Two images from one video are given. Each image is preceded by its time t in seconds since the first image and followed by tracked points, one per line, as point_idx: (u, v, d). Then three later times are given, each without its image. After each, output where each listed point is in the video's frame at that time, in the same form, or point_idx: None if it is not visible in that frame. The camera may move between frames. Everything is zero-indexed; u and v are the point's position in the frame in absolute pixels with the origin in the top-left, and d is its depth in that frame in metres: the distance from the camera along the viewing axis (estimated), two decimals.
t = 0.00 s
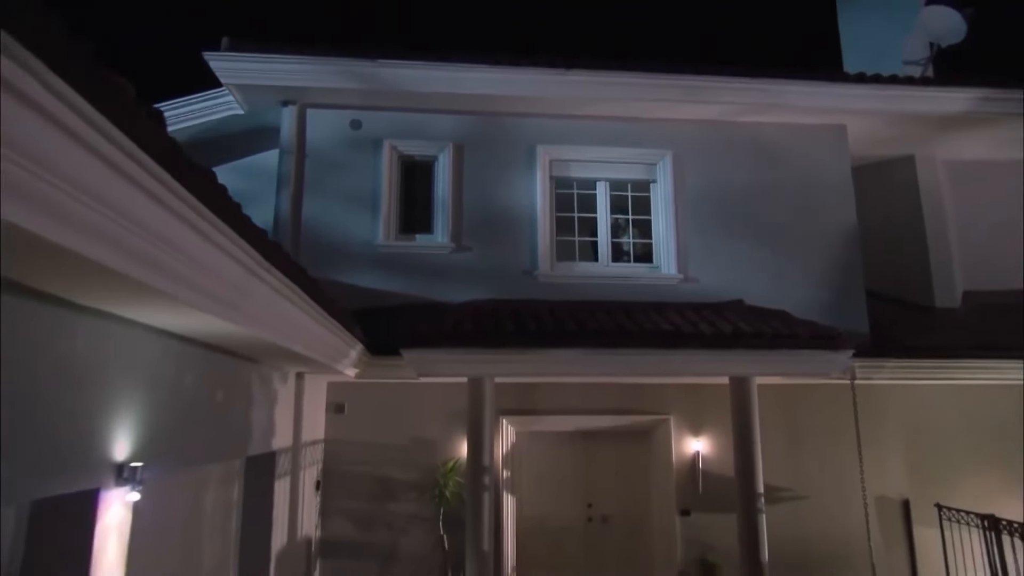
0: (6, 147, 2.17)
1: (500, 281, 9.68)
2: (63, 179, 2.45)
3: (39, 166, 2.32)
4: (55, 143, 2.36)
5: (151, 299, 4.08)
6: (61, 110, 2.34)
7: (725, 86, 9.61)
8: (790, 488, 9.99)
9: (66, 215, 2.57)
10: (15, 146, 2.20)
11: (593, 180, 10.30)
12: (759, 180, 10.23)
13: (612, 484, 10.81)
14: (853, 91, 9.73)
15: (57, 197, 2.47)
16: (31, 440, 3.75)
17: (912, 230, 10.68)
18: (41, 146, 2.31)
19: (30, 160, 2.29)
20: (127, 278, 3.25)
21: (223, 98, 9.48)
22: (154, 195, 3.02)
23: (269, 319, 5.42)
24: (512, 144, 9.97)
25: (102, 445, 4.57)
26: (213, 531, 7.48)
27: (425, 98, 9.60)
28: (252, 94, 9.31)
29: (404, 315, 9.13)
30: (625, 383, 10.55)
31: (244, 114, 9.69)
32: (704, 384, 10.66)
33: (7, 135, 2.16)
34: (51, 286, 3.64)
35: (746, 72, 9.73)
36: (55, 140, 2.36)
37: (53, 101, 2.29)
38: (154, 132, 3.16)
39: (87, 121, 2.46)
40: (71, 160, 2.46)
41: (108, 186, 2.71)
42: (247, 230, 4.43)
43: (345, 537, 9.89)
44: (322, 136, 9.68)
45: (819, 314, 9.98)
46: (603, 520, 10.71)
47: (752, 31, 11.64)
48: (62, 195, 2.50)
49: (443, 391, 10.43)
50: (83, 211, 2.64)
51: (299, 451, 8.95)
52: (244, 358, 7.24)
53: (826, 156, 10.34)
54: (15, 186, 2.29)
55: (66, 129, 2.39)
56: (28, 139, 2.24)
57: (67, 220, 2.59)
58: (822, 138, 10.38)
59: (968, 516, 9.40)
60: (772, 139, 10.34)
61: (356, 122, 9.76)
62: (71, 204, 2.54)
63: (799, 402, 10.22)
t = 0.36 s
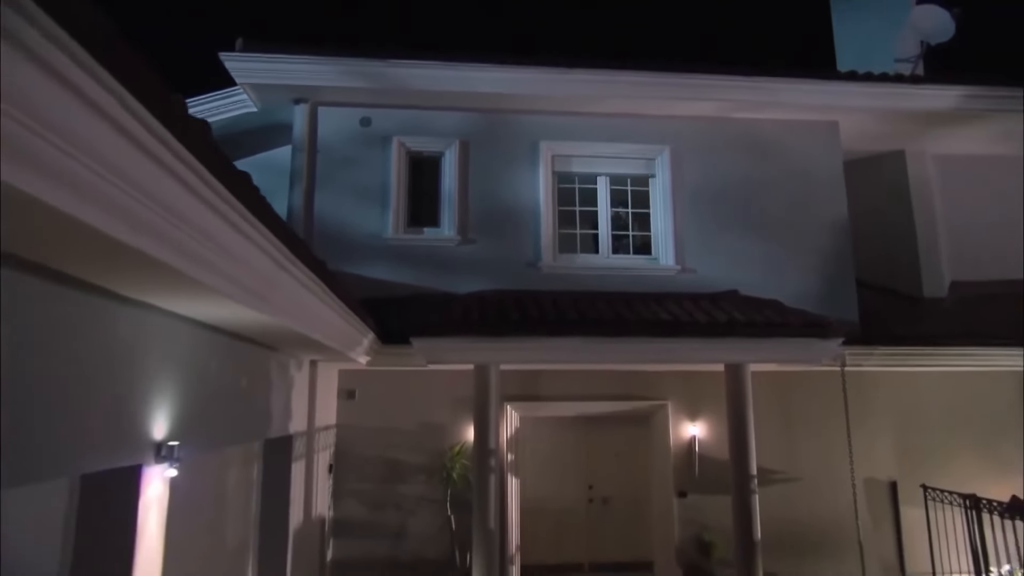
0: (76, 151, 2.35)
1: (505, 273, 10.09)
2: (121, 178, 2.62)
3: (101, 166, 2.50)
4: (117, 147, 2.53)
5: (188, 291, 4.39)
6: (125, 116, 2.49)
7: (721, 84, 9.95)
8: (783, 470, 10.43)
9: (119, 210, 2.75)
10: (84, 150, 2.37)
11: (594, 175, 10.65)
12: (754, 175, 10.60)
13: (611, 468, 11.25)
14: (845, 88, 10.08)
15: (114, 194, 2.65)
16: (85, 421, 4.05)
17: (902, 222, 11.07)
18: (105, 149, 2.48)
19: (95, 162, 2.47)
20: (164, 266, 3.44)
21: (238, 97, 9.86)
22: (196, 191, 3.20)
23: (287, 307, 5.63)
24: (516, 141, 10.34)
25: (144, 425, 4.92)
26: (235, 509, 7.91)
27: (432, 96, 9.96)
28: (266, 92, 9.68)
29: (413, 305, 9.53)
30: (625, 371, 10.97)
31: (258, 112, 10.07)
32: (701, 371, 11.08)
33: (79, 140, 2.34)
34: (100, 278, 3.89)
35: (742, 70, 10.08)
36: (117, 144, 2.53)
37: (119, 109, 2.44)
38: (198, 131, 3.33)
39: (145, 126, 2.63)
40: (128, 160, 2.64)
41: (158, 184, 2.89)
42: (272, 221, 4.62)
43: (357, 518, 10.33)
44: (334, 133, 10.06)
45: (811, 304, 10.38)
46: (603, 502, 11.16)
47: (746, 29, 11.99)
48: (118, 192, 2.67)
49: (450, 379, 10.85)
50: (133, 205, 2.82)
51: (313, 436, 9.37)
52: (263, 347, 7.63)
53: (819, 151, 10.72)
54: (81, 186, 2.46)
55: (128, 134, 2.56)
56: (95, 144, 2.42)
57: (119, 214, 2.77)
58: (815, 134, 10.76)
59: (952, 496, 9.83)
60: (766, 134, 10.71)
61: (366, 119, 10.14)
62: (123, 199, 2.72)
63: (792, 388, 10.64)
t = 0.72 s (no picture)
0: (110, 135, 2.35)
1: (509, 266, 10.50)
2: (149, 161, 2.61)
3: (133, 150, 2.51)
4: (150, 132, 2.54)
5: (220, 283, 4.72)
6: (157, 99, 2.49)
7: (717, 83, 10.31)
8: (776, 454, 10.87)
9: (147, 193, 2.74)
10: (118, 134, 2.38)
11: (595, 171, 11.05)
12: (748, 170, 10.99)
13: (611, 452, 11.70)
14: (836, 87, 10.45)
15: (141, 176, 2.62)
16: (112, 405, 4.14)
17: (892, 216, 11.47)
18: (138, 134, 2.49)
19: (128, 146, 2.47)
20: (189, 252, 3.46)
21: (251, 96, 10.25)
22: (224, 179, 3.21)
23: (303, 295, 5.86)
24: (518, 138, 10.73)
25: (177, 407, 5.27)
26: (256, 490, 8.36)
27: (438, 95, 10.34)
28: (278, 92, 10.06)
29: (421, 297, 9.95)
30: (624, 359, 11.40)
31: (270, 111, 10.45)
32: (698, 360, 11.51)
33: (113, 123, 2.34)
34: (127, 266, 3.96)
35: (736, 69, 10.43)
36: (148, 128, 2.52)
37: (151, 92, 2.44)
38: (229, 123, 3.32)
39: (178, 112, 2.63)
40: (155, 144, 2.61)
41: (188, 171, 2.89)
42: (292, 212, 4.65)
43: (368, 501, 10.79)
44: (343, 131, 10.46)
45: (803, 295, 10.80)
46: (603, 485, 11.62)
47: (741, 29, 12.34)
48: (147, 175, 2.66)
49: (456, 367, 11.28)
50: (161, 189, 2.81)
51: (326, 421, 9.81)
52: (281, 337, 8.05)
53: (811, 147, 11.11)
54: (113, 169, 2.47)
55: (161, 119, 2.56)
56: (129, 128, 2.42)
57: (148, 198, 2.76)
58: (807, 131, 11.14)
59: (936, 479, 10.27)
60: (760, 132, 11.09)
61: (375, 118, 10.52)
62: (152, 183, 2.71)
63: (785, 376, 11.08)
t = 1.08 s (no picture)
0: (121, 105, 2.31)
1: (512, 258, 10.89)
2: (156, 130, 2.54)
3: (153, 129, 2.53)
4: (168, 109, 2.56)
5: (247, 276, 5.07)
6: (164, 65, 2.43)
7: (712, 82, 10.65)
8: (769, 440, 11.29)
9: (157, 165, 2.68)
10: (128, 104, 2.33)
11: (595, 166, 11.43)
12: (743, 166, 11.37)
13: (611, 437, 12.13)
14: (828, 85, 10.80)
15: (149, 145, 2.55)
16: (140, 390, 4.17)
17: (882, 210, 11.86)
18: (147, 105, 2.44)
19: (137, 117, 2.42)
20: (205, 233, 3.48)
21: (264, 95, 10.63)
22: (235, 157, 3.24)
23: (316, 280, 5.94)
24: (521, 135, 11.10)
25: (206, 392, 5.53)
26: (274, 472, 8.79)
27: (443, 93, 10.70)
28: (290, 91, 10.43)
29: (427, 288, 10.35)
30: (624, 349, 11.81)
31: (281, 109, 10.83)
32: (694, 349, 11.92)
33: (134, 102, 2.37)
34: (156, 256, 4.04)
35: (731, 68, 10.77)
36: (154, 94, 2.45)
37: (158, 57, 2.37)
38: (238, 94, 3.25)
39: (193, 88, 2.65)
40: (162, 111, 2.53)
41: (201, 148, 2.92)
42: (303, 195, 4.71)
43: (377, 484, 11.23)
44: (352, 128, 10.83)
45: (795, 286, 11.21)
46: (603, 469, 12.06)
47: (737, 29, 12.68)
48: (155, 145, 2.60)
49: (460, 356, 11.69)
50: (169, 160, 2.74)
51: (337, 408, 10.22)
52: (296, 327, 8.44)
53: (804, 143, 11.48)
54: (123, 140, 2.41)
55: (178, 95, 2.58)
56: (149, 106, 2.45)
57: (158, 169, 2.69)
58: (800, 127, 11.52)
59: (922, 463, 10.68)
60: (755, 128, 11.46)
61: (382, 116, 10.89)
62: (161, 153, 2.65)
63: (778, 364, 11.49)
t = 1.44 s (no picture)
0: (149, 90, 2.36)
1: (513, 249, 11.31)
2: (183, 115, 2.60)
3: (179, 115, 2.59)
4: (193, 96, 2.62)
5: (270, 267, 5.49)
6: (190, 52, 2.48)
7: (706, 78, 10.99)
8: (760, 424, 11.75)
9: (184, 152, 2.73)
10: (157, 90, 2.39)
11: (593, 160, 11.81)
12: (736, 160, 11.76)
13: (608, 421, 12.59)
14: (818, 81, 11.16)
15: (176, 131, 2.61)
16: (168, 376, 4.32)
17: (872, 202, 12.26)
18: (174, 92, 2.50)
19: (166, 104, 2.48)
20: (228, 221, 3.55)
21: (273, 92, 10.99)
22: (253, 143, 3.27)
23: (327, 265, 6.08)
24: (522, 130, 11.48)
25: (229, 375, 5.86)
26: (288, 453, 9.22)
27: (446, 90, 11.06)
28: (298, 88, 10.80)
29: (432, 278, 10.76)
30: (621, 336, 12.23)
31: (290, 105, 11.20)
32: (689, 336, 12.35)
33: (157, 85, 2.39)
34: (183, 244, 4.14)
35: (725, 65, 11.10)
36: (180, 81, 2.51)
37: (184, 45, 2.44)
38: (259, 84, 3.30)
39: (217, 77, 2.71)
40: (187, 97, 2.59)
41: (224, 136, 2.98)
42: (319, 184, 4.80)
43: (384, 466, 11.70)
44: (359, 124, 11.22)
45: (786, 276, 11.64)
46: (602, 452, 12.51)
47: (730, 25, 13.01)
48: (181, 133, 2.66)
49: (463, 344, 12.12)
50: (196, 147, 2.80)
51: (345, 392, 10.65)
52: (308, 315, 8.86)
53: (795, 137, 11.87)
54: (154, 127, 2.47)
55: (202, 83, 2.63)
56: (174, 91, 2.50)
57: (185, 157, 2.75)
58: (791, 122, 11.90)
59: (906, 445, 11.18)
60: (747, 122, 11.84)
61: (388, 111, 11.26)
62: (187, 140, 2.71)
63: (770, 351, 11.92)
